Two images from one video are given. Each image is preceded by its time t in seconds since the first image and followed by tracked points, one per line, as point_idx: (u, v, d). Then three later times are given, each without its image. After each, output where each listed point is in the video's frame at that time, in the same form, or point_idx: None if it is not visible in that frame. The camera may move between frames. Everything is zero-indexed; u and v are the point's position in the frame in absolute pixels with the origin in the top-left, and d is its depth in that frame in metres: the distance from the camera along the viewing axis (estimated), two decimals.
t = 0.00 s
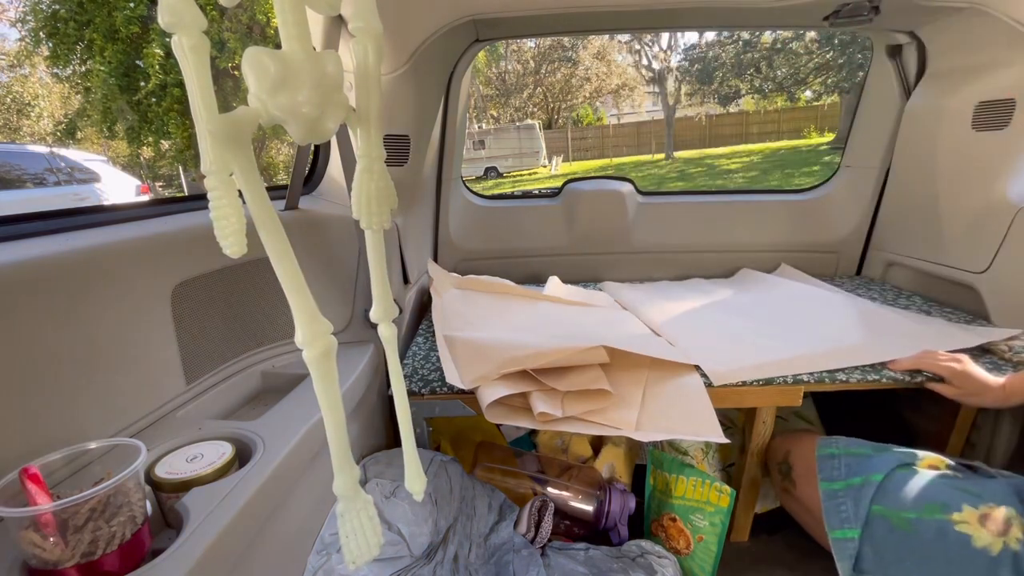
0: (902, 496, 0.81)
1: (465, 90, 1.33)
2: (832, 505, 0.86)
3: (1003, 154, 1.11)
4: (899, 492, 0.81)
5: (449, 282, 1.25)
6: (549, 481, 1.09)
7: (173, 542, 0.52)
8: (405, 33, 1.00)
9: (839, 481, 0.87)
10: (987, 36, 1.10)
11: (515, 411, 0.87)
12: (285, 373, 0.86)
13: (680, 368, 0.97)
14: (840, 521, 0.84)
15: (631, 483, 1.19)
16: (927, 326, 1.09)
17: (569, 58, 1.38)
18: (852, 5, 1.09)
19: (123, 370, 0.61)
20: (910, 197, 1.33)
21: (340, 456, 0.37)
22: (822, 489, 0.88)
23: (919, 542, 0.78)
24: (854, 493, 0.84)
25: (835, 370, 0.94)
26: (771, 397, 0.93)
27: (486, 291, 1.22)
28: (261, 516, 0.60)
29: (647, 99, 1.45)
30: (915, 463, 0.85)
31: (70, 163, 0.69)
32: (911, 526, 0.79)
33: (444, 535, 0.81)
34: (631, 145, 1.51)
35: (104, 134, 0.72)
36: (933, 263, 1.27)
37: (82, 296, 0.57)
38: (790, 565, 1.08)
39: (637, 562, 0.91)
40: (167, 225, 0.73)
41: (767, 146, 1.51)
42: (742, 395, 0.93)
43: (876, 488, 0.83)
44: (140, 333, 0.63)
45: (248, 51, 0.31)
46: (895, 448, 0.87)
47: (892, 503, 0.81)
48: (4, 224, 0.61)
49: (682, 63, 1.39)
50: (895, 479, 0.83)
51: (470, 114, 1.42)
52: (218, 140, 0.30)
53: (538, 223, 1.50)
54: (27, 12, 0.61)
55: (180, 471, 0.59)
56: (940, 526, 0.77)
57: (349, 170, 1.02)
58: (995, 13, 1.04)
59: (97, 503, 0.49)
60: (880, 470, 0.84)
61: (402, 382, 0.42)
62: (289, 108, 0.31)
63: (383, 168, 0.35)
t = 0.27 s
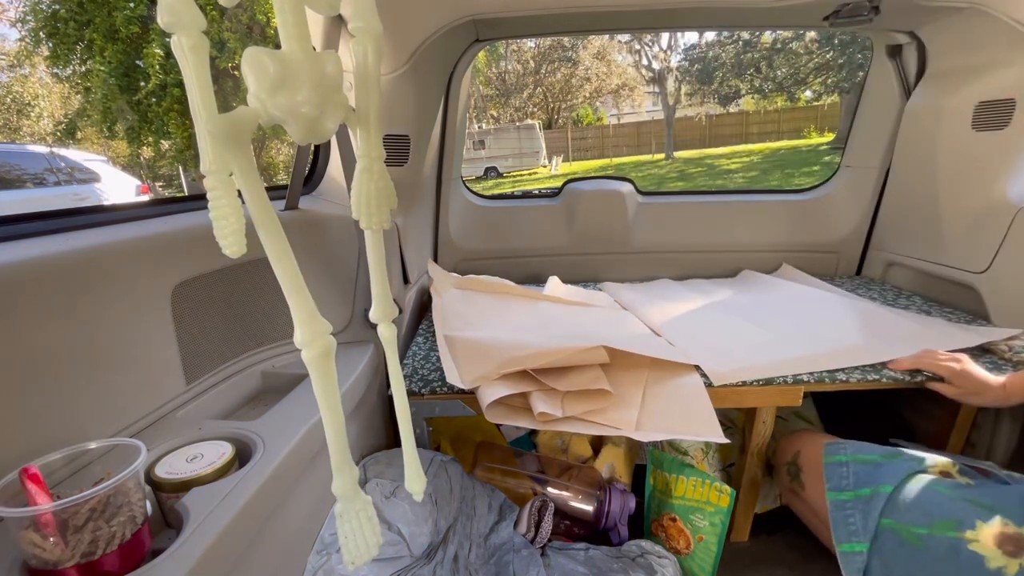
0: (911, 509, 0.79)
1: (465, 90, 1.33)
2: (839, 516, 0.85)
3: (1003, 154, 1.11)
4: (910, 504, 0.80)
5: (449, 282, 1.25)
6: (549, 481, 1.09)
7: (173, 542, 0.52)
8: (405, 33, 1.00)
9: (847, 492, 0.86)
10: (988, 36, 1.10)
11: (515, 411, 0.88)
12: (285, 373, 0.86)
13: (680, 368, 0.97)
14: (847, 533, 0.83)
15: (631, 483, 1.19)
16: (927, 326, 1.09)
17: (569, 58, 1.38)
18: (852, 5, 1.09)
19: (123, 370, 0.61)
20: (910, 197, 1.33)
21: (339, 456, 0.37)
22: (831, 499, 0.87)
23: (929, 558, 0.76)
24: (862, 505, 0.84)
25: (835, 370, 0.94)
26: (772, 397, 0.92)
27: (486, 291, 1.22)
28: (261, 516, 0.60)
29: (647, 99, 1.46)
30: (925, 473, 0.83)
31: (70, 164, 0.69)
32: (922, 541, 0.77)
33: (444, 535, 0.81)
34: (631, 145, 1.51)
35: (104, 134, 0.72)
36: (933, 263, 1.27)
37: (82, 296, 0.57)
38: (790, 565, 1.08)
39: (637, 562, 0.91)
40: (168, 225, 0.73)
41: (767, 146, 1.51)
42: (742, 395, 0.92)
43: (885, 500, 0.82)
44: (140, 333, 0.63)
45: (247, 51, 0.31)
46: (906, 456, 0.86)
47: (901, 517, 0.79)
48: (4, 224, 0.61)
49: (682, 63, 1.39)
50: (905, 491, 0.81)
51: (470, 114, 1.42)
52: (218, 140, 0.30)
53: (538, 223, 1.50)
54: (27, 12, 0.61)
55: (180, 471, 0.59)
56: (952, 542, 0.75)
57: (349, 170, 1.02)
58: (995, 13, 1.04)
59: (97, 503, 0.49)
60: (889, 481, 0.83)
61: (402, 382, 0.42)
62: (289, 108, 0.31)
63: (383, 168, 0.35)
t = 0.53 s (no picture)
0: (931, 525, 0.75)
1: (465, 90, 1.33)
2: (853, 530, 0.80)
3: (1003, 154, 1.11)
4: (928, 520, 0.76)
5: (449, 282, 1.25)
6: (549, 481, 1.09)
7: (173, 542, 0.52)
8: (405, 33, 1.00)
9: (860, 503, 0.81)
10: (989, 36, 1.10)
11: (515, 411, 0.87)
12: (285, 373, 0.86)
13: (680, 368, 0.97)
14: (863, 549, 0.78)
15: (631, 483, 1.19)
16: (926, 326, 1.09)
17: (569, 58, 1.38)
18: (852, 5, 1.09)
19: (123, 370, 0.61)
20: (910, 197, 1.33)
21: (339, 456, 0.37)
22: (842, 510, 0.82)
23: None
24: (877, 518, 0.79)
25: (835, 369, 0.94)
26: (773, 397, 0.92)
27: (486, 291, 1.22)
28: (261, 517, 0.60)
29: (647, 99, 1.46)
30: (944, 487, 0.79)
31: (70, 164, 0.68)
32: (943, 561, 0.72)
33: (444, 535, 0.81)
34: (631, 145, 1.51)
35: (105, 134, 0.72)
36: (933, 263, 1.27)
37: (82, 296, 0.57)
38: (790, 565, 1.08)
39: (637, 562, 0.91)
40: (168, 225, 0.74)
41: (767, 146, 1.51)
42: (743, 395, 0.93)
43: (901, 514, 0.78)
44: (140, 333, 0.63)
45: (247, 51, 0.31)
46: (921, 467, 0.82)
47: (920, 534, 0.75)
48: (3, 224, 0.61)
49: (682, 63, 1.39)
50: (924, 506, 0.77)
51: (470, 114, 1.42)
52: (218, 141, 0.30)
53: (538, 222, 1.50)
54: (27, 12, 0.61)
55: (180, 471, 0.59)
56: (975, 563, 0.70)
57: (349, 170, 1.02)
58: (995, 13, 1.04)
59: (97, 503, 0.49)
60: (906, 494, 0.79)
61: (402, 382, 0.42)
62: (288, 108, 0.31)
63: (383, 168, 0.35)
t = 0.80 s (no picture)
0: (960, 552, 0.74)
1: (465, 90, 1.33)
2: (875, 552, 0.78)
3: (1003, 154, 1.11)
4: (957, 546, 0.75)
5: (449, 282, 1.25)
6: (549, 481, 1.09)
7: (174, 542, 0.52)
8: (405, 33, 1.00)
9: (883, 522, 0.79)
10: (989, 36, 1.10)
11: (515, 411, 0.87)
12: (285, 373, 0.86)
13: (680, 368, 0.97)
14: (886, 572, 0.76)
15: (631, 483, 1.19)
16: (926, 326, 1.09)
17: (569, 58, 1.38)
18: (852, 5, 1.09)
19: (123, 370, 0.61)
20: (910, 197, 1.33)
21: (340, 456, 0.37)
22: (863, 529, 0.80)
23: None
24: (902, 540, 0.77)
25: (835, 369, 0.94)
26: (772, 397, 0.92)
27: (486, 291, 1.22)
28: (261, 517, 0.60)
29: (647, 99, 1.46)
30: (969, 505, 0.78)
31: (70, 164, 0.68)
32: None
33: (444, 535, 0.81)
34: (631, 145, 1.51)
35: (105, 134, 0.72)
36: (933, 263, 1.27)
37: (82, 296, 0.57)
38: (790, 565, 1.08)
39: (637, 562, 0.91)
40: (168, 225, 0.74)
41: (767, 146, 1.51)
42: (743, 395, 0.93)
43: (930, 538, 0.76)
44: (140, 333, 0.63)
45: (248, 52, 0.31)
46: (945, 482, 0.80)
47: (949, 560, 0.74)
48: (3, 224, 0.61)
49: (682, 63, 1.39)
50: (951, 530, 0.76)
51: (470, 114, 1.42)
52: (219, 140, 0.30)
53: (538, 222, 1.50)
54: (27, 12, 0.61)
55: (180, 471, 0.59)
56: None
57: (349, 171, 1.02)
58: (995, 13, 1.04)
59: (97, 503, 0.49)
60: (934, 516, 0.77)
61: (402, 382, 0.42)
62: (289, 108, 0.31)
63: (384, 168, 0.35)
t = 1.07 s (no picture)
0: None
1: (465, 90, 1.33)
2: None
3: (1003, 154, 1.11)
4: None
5: (449, 282, 1.25)
6: (549, 481, 1.09)
7: (174, 542, 0.52)
8: (405, 33, 1.00)
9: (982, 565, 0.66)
10: (989, 36, 1.10)
11: (514, 412, 0.87)
12: (285, 373, 0.86)
13: (680, 368, 0.97)
14: None
15: (631, 483, 1.19)
16: (925, 326, 1.09)
17: (569, 58, 1.38)
18: (852, 5, 1.09)
19: (123, 370, 0.61)
20: (910, 197, 1.33)
21: (340, 456, 0.37)
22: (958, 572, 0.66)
23: None
24: None
25: (835, 370, 0.94)
26: (773, 397, 0.92)
27: (486, 291, 1.22)
28: (261, 517, 0.60)
29: (647, 99, 1.46)
30: None
31: (70, 164, 0.68)
32: None
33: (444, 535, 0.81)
34: (631, 145, 1.51)
35: (105, 134, 0.72)
36: (933, 263, 1.27)
37: (81, 296, 0.57)
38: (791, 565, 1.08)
39: (637, 562, 0.91)
40: (168, 225, 0.74)
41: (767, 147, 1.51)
42: (743, 395, 0.92)
43: None
44: (140, 333, 0.63)
45: (248, 52, 0.31)
46: None
47: None
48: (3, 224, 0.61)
49: (682, 63, 1.39)
50: None
51: (470, 115, 1.42)
52: (219, 140, 0.30)
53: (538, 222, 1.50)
54: (27, 12, 0.61)
55: (180, 471, 0.59)
56: None
57: (349, 170, 1.02)
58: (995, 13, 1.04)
59: (97, 503, 0.49)
60: None
61: (402, 382, 0.42)
62: (289, 108, 0.31)
63: (384, 168, 0.35)
